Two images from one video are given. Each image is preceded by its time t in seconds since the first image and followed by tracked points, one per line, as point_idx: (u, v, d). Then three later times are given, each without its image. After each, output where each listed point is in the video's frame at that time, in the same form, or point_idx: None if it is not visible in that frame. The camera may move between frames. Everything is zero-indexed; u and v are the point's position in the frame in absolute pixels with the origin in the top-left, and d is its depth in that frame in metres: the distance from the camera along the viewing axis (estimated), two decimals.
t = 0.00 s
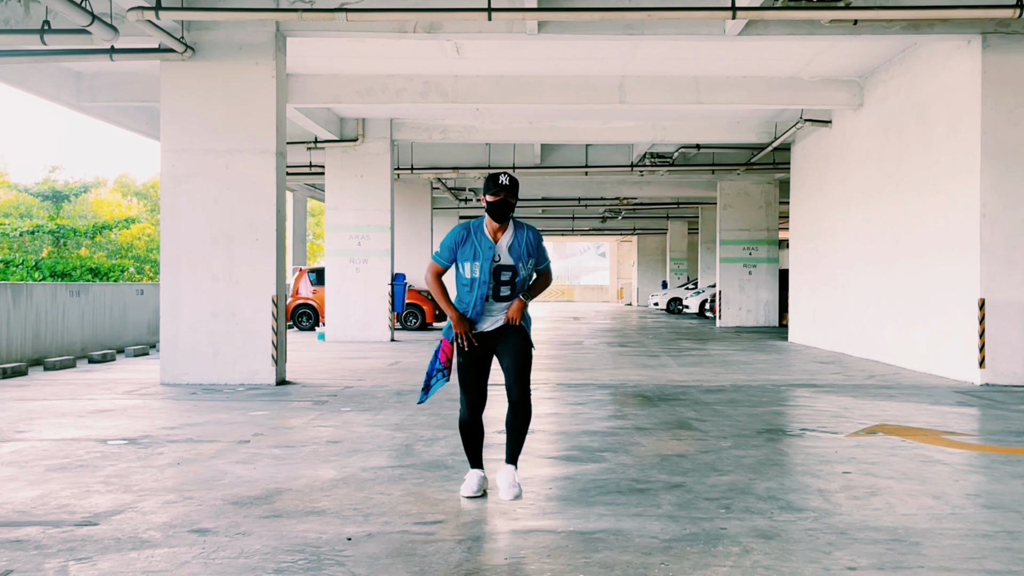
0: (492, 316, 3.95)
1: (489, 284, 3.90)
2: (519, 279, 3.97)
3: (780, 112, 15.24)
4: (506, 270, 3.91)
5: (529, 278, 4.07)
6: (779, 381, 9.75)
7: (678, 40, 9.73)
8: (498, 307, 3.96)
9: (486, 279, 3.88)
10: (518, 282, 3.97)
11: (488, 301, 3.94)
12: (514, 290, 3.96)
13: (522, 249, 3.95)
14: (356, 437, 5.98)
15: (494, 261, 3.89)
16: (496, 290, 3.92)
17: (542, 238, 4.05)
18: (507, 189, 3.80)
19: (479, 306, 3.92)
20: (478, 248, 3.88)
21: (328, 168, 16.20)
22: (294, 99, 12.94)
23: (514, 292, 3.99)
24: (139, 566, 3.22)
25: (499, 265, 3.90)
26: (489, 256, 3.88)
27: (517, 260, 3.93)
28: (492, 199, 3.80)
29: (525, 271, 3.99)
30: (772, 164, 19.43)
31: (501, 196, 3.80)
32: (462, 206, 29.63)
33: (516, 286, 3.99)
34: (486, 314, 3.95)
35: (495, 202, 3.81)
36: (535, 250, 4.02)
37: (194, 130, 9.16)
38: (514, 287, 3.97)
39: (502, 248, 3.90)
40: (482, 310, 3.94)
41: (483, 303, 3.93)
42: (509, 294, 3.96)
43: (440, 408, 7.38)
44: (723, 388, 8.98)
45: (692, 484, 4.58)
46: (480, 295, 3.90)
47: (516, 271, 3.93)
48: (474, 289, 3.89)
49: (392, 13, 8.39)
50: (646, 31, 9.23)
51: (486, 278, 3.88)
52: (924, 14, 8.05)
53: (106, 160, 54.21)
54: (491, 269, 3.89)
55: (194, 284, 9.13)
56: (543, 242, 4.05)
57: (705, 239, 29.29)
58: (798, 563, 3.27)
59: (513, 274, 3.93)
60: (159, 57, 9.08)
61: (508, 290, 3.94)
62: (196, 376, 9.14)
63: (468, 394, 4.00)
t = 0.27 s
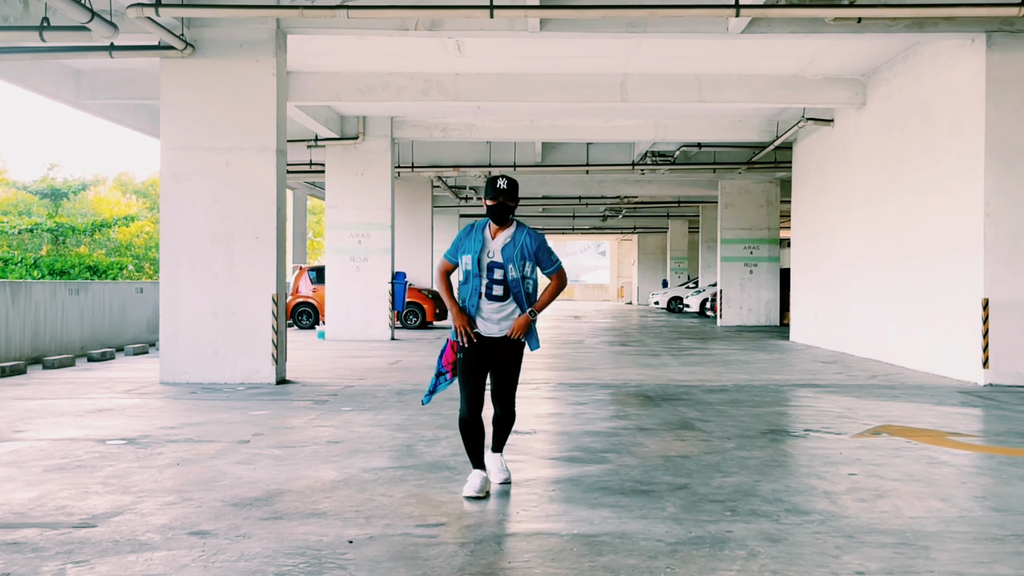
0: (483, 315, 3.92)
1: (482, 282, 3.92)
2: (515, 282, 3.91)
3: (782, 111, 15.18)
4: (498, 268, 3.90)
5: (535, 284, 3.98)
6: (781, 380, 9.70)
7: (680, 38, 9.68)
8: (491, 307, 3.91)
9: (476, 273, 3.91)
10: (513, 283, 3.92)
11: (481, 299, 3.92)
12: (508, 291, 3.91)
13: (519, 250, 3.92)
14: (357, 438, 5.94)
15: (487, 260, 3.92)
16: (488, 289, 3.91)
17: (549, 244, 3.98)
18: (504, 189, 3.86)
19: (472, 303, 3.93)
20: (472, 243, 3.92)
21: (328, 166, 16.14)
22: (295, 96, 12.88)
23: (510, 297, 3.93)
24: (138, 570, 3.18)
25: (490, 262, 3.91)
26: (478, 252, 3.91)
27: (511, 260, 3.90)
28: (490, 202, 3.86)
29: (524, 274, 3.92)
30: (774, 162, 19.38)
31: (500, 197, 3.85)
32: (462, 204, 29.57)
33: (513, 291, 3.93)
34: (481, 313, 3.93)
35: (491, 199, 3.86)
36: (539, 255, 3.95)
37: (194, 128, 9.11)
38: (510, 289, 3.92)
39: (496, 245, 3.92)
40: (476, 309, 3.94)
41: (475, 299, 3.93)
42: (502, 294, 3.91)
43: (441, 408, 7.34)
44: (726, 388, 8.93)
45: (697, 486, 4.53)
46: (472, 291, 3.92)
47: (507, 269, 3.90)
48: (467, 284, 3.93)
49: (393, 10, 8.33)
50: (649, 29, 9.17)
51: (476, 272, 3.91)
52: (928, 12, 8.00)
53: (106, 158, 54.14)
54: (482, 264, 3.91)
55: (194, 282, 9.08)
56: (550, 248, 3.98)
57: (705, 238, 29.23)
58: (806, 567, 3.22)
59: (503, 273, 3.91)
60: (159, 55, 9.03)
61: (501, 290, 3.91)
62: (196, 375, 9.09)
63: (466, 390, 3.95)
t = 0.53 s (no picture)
0: (506, 305, 3.91)
1: (505, 270, 3.89)
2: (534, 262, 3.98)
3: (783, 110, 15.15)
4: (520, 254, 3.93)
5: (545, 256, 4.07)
6: (784, 381, 9.67)
7: (682, 37, 9.64)
8: (513, 297, 3.92)
9: (502, 265, 3.87)
10: (531, 266, 3.98)
11: (503, 290, 3.91)
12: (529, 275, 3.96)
13: (536, 231, 3.97)
14: (357, 438, 5.89)
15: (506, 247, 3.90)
16: (513, 277, 3.91)
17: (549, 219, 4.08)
18: (528, 180, 3.80)
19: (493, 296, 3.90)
20: (495, 236, 3.86)
21: (328, 166, 16.10)
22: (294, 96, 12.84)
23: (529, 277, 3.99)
24: (137, 573, 3.14)
25: (514, 250, 3.90)
26: (505, 242, 3.87)
27: (530, 243, 3.94)
28: (513, 191, 3.80)
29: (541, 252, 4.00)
30: (775, 162, 19.34)
31: (524, 187, 3.80)
32: (462, 204, 29.53)
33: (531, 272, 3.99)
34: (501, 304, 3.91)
35: (512, 189, 3.80)
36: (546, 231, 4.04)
37: (194, 127, 9.06)
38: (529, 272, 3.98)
39: (515, 234, 3.90)
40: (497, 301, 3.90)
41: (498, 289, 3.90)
42: (523, 282, 3.95)
43: (442, 408, 7.29)
44: (727, 389, 8.89)
45: (701, 488, 4.49)
46: (494, 284, 3.88)
47: (529, 251, 3.94)
48: (489, 278, 3.87)
49: (394, 8, 8.28)
50: (650, 28, 9.14)
51: (502, 266, 3.87)
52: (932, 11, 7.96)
53: (105, 157, 54.10)
54: (509, 257, 3.88)
55: (194, 281, 9.03)
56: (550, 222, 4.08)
57: (705, 238, 29.20)
58: (813, 571, 3.18)
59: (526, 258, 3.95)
60: (159, 53, 8.98)
61: (524, 275, 3.94)
62: (195, 375, 9.05)
63: (479, 386, 3.91)
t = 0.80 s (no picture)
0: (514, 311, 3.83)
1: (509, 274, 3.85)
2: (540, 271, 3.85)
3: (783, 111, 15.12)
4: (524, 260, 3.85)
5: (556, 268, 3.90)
6: (784, 383, 9.63)
7: (682, 38, 9.62)
8: (523, 302, 3.84)
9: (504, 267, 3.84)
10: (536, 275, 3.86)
11: (512, 294, 3.84)
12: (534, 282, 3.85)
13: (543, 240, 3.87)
14: (356, 440, 5.85)
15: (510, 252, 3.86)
16: (516, 282, 3.84)
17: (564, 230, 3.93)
18: (525, 182, 3.79)
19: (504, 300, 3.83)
20: (497, 237, 3.89)
21: (327, 166, 16.06)
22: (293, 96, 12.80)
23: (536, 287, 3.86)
24: None
25: (517, 254, 3.85)
26: (506, 244, 3.87)
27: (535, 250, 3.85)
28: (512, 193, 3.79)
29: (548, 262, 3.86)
30: (774, 164, 19.32)
31: (526, 195, 3.79)
32: (461, 205, 29.50)
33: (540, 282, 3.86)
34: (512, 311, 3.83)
35: (513, 194, 3.80)
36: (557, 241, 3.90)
37: (192, 126, 9.02)
38: (536, 281, 3.86)
39: (518, 238, 3.88)
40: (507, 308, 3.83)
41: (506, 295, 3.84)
42: (530, 286, 3.86)
43: (441, 410, 7.25)
44: (728, 391, 8.86)
45: (703, 491, 4.45)
46: (501, 287, 3.84)
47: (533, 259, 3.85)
48: (496, 280, 3.85)
49: (393, 8, 8.25)
50: (650, 28, 9.11)
51: (504, 267, 3.84)
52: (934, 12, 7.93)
53: (103, 157, 54.05)
54: (510, 258, 3.85)
55: (192, 282, 8.99)
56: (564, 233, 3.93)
57: (705, 239, 29.18)
58: None
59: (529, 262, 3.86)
60: (157, 53, 8.94)
61: (527, 282, 3.85)
62: (193, 376, 9.00)
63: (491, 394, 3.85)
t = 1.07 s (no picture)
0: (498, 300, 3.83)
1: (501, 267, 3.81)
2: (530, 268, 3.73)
3: (782, 113, 15.11)
4: (515, 255, 3.76)
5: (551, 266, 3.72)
6: (784, 385, 9.61)
7: (682, 39, 9.60)
8: (510, 294, 3.79)
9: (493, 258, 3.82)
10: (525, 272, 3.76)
11: (498, 286, 3.83)
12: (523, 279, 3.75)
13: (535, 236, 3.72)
14: (354, 443, 5.83)
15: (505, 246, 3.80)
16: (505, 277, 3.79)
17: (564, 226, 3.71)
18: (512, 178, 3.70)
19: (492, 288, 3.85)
20: (492, 230, 3.85)
21: (326, 167, 16.03)
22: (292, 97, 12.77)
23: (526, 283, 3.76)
24: None
25: (507, 249, 3.79)
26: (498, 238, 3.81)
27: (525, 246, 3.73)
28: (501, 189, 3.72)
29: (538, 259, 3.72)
30: (773, 165, 19.32)
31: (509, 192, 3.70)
32: (460, 206, 29.48)
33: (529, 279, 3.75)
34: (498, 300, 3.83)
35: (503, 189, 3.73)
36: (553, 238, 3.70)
37: (190, 127, 8.99)
38: (525, 277, 3.76)
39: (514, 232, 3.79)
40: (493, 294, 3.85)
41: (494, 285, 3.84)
42: (519, 281, 3.76)
43: (439, 412, 7.23)
44: (728, 393, 8.83)
45: (703, 494, 4.43)
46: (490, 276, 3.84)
47: (523, 255, 3.74)
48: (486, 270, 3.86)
49: (393, 9, 8.22)
50: (650, 29, 9.10)
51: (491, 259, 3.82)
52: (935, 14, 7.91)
53: (102, 158, 53.99)
54: (500, 250, 3.81)
55: (190, 283, 8.96)
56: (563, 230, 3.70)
57: (704, 240, 29.18)
58: None
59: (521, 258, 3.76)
60: (155, 53, 8.91)
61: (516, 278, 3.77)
62: (191, 378, 8.96)
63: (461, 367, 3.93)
